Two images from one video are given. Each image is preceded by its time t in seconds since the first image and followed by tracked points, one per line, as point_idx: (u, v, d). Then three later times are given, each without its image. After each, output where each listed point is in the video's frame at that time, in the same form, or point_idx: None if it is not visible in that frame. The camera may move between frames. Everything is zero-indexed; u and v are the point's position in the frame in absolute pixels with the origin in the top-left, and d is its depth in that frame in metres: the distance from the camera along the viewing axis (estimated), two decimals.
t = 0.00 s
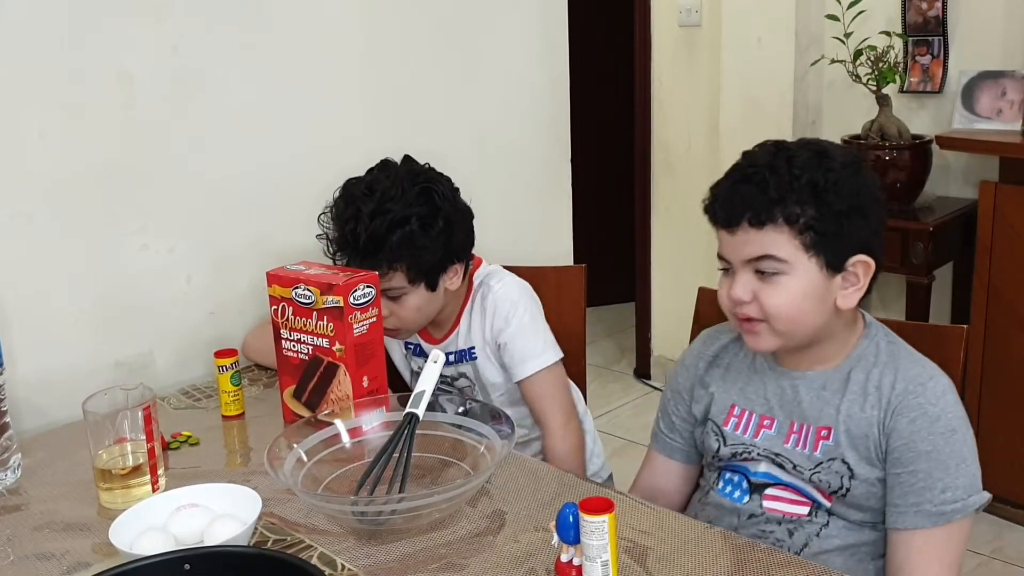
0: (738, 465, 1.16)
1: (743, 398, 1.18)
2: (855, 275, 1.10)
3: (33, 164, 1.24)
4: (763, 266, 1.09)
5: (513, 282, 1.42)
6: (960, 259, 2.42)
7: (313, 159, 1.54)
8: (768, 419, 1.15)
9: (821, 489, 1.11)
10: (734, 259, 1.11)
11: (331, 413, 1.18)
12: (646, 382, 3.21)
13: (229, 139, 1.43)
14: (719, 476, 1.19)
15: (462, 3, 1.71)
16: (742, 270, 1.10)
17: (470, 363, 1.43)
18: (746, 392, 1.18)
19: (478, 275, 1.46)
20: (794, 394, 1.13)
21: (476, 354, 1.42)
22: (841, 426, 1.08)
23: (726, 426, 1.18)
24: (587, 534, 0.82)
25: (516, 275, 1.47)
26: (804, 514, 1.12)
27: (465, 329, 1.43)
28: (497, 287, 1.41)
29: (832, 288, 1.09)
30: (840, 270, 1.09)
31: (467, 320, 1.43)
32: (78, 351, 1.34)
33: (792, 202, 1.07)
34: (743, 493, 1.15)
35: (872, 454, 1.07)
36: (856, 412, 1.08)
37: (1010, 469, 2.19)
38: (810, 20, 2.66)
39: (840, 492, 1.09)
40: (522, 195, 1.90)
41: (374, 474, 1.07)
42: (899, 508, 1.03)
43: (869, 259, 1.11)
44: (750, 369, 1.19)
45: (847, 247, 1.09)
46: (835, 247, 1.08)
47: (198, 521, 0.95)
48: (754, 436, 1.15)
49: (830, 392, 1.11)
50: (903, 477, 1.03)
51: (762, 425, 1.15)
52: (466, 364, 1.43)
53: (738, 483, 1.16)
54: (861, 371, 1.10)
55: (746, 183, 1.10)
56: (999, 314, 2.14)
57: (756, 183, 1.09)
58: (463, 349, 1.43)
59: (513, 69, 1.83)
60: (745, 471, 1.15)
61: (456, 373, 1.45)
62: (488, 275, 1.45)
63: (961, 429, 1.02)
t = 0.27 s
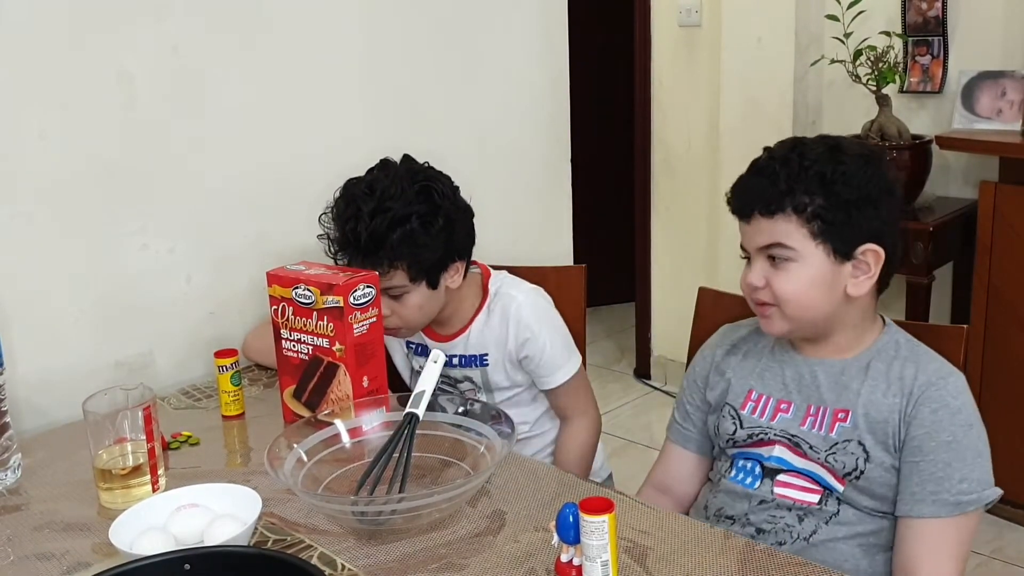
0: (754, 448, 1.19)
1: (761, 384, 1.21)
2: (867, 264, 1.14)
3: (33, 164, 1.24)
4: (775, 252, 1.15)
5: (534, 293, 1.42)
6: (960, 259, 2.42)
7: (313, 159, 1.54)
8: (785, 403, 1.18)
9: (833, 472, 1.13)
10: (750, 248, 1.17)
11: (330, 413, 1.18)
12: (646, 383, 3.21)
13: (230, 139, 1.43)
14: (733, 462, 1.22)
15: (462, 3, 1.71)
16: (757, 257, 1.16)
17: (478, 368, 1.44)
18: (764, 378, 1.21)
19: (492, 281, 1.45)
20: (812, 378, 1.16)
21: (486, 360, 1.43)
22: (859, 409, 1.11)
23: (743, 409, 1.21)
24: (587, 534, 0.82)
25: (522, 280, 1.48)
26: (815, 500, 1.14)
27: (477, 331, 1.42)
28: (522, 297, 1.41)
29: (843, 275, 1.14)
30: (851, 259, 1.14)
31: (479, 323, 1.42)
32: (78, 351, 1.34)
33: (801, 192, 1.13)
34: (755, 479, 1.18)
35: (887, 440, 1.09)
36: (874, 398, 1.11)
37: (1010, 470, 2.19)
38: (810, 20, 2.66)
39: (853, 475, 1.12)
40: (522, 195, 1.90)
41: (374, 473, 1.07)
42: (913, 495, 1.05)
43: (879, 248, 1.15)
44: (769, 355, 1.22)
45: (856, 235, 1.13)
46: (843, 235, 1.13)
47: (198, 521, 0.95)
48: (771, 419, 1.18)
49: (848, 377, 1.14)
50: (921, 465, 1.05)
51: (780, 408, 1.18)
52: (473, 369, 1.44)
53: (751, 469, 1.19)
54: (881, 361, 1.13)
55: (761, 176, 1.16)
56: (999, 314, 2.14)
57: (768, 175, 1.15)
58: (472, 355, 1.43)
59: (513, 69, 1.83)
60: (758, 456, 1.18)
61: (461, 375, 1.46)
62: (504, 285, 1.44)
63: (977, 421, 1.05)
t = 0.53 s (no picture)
0: (756, 449, 1.19)
1: (765, 381, 1.21)
2: (868, 258, 1.14)
3: (33, 164, 1.24)
4: (774, 252, 1.16)
5: (531, 284, 1.42)
6: (959, 259, 2.42)
7: (313, 159, 1.54)
8: (788, 400, 1.18)
9: (834, 474, 1.13)
10: (753, 249, 1.19)
11: (331, 413, 1.18)
12: (646, 383, 3.21)
13: (230, 139, 1.43)
14: (733, 463, 1.22)
15: (462, 3, 1.71)
16: (759, 259, 1.18)
17: (482, 361, 1.44)
18: (768, 376, 1.21)
19: (491, 275, 1.46)
20: (815, 376, 1.16)
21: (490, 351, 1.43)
22: (862, 409, 1.11)
23: (746, 407, 1.21)
24: (587, 533, 0.82)
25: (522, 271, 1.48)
26: (814, 504, 1.14)
27: (477, 327, 1.43)
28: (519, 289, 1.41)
29: (844, 270, 1.14)
30: (851, 254, 1.14)
31: (480, 318, 1.42)
32: (78, 351, 1.34)
33: (795, 190, 1.13)
34: (754, 482, 1.18)
35: (890, 440, 1.09)
36: (877, 398, 1.11)
37: (1010, 470, 2.19)
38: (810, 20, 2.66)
39: (855, 476, 1.11)
40: (522, 195, 1.90)
41: (374, 474, 1.07)
42: (914, 493, 1.05)
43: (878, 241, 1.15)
44: (773, 353, 1.22)
45: (852, 229, 1.13)
46: (841, 230, 1.13)
47: (198, 521, 0.95)
48: (774, 416, 1.18)
49: (852, 376, 1.14)
50: (924, 464, 1.05)
51: (783, 406, 1.18)
52: (478, 361, 1.44)
53: (751, 470, 1.19)
54: (885, 361, 1.13)
55: (759, 177, 1.17)
56: (999, 314, 2.14)
57: (764, 176, 1.16)
58: (475, 346, 1.43)
59: (513, 70, 1.83)
60: (759, 458, 1.18)
61: (466, 370, 1.45)
62: (501, 275, 1.45)
63: (981, 423, 1.05)
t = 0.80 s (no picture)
0: (754, 440, 1.19)
1: (771, 369, 1.22)
2: (874, 251, 1.14)
3: (33, 165, 1.24)
4: (784, 246, 1.16)
5: (528, 283, 1.42)
6: (960, 259, 2.42)
7: (313, 159, 1.54)
8: (792, 388, 1.18)
9: (832, 468, 1.13)
10: (764, 243, 1.20)
11: (331, 413, 1.18)
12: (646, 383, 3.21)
13: (230, 139, 1.43)
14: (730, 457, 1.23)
15: (462, 3, 1.71)
16: (769, 253, 1.19)
17: (480, 362, 1.44)
18: (773, 364, 1.22)
19: (488, 274, 1.46)
20: (820, 365, 1.17)
21: (487, 352, 1.43)
22: (865, 400, 1.11)
23: (750, 394, 1.22)
24: (587, 533, 0.82)
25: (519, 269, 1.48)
26: (809, 500, 1.15)
27: (475, 327, 1.43)
28: (515, 288, 1.41)
29: (852, 263, 1.14)
30: (858, 247, 1.14)
31: (477, 318, 1.43)
32: (78, 351, 1.34)
33: (802, 183, 1.14)
34: (750, 477, 1.19)
35: (893, 434, 1.09)
36: (881, 391, 1.11)
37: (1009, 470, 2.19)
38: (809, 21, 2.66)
39: (852, 467, 1.12)
40: (522, 195, 1.90)
41: (374, 473, 1.07)
42: (917, 489, 1.04)
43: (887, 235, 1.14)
44: (779, 343, 1.23)
45: (858, 223, 1.13)
46: (846, 223, 1.13)
47: (198, 521, 0.95)
48: (777, 404, 1.19)
49: (856, 367, 1.14)
50: (929, 459, 1.05)
51: (785, 394, 1.19)
52: (476, 361, 1.44)
53: (748, 465, 1.20)
54: (892, 355, 1.12)
55: (767, 173, 1.19)
56: (999, 314, 2.14)
57: (773, 171, 1.18)
58: (473, 347, 1.44)
59: (513, 70, 1.83)
60: (755, 452, 1.19)
61: (463, 371, 1.45)
62: (499, 275, 1.45)
63: (986, 422, 1.05)
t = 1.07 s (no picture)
0: (744, 428, 1.22)
1: (768, 358, 1.23)
2: (861, 254, 1.13)
3: (33, 164, 1.24)
4: (778, 240, 1.18)
5: (536, 291, 1.42)
6: (960, 259, 2.42)
7: (313, 159, 1.55)
8: (785, 379, 1.20)
9: (815, 461, 1.15)
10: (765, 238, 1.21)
11: (331, 413, 1.18)
12: (646, 383, 3.21)
13: (230, 139, 1.43)
14: (722, 445, 1.25)
15: (462, 3, 1.71)
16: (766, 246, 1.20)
17: (479, 366, 1.43)
18: (770, 353, 1.23)
19: (496, 281, 1.45)
20: (813, 358, 1.18)
21: (487, 357, 1.42)
22: (854, 395, 1.12)
23: (746, 381, 1.23)
24: (587, 533, 0.82)
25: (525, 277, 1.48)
26: (790, 491, 1.17)
27: (480, 330, 1.42)
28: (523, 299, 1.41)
29: (838, 262, 1.14)
30: (846, 249, 1.14)
31: (482, 322, 1.42)
32: (78, 351, 1.34)
33: (798, 180, 1.15)
34: (739, 464, 1.21)
35: (880, 433, 1.10)
36: (872, 390, 1.11)
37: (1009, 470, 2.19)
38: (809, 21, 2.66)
39: (836, 460, 1.13)
40: (522, 194, 1.90)
41: (374, 473, 1.07)
42: (909, 494, 1.05)
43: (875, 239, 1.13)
44: (780, 333, 1.24)
45: (847, 224, 1.12)
46: (836, 223, 1.13)
47: (198, 521, 0.95)
48: (769, 393, 1.20)
49: (848, 362, 1.14)
50: (920, 464, 1.04)
51: (779, 385, 1.20)
52: (474, 366, 1.43)
53: (736, 453, 1.22)
54: (885, 356, 1.12)
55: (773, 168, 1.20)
56: (999, 314, 2.14)
57: (777, 168, 1.19)
58: (473, 352, 1.43)
59: (513, 70, 1.83)
60: (745, 441, 1.21)
61: (462, 373, 1.45)
62: (507, 283, 1.44)
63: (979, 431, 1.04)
